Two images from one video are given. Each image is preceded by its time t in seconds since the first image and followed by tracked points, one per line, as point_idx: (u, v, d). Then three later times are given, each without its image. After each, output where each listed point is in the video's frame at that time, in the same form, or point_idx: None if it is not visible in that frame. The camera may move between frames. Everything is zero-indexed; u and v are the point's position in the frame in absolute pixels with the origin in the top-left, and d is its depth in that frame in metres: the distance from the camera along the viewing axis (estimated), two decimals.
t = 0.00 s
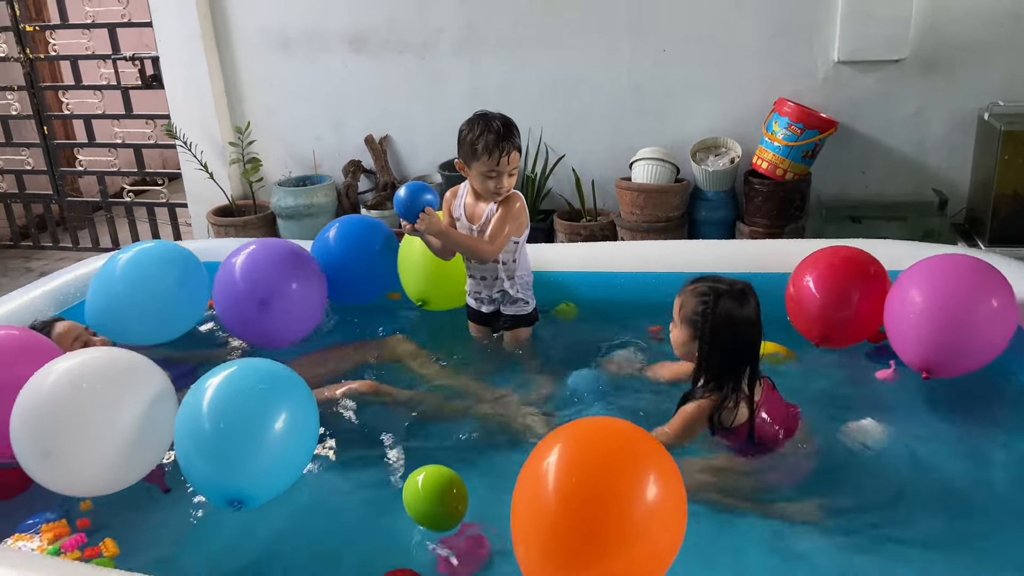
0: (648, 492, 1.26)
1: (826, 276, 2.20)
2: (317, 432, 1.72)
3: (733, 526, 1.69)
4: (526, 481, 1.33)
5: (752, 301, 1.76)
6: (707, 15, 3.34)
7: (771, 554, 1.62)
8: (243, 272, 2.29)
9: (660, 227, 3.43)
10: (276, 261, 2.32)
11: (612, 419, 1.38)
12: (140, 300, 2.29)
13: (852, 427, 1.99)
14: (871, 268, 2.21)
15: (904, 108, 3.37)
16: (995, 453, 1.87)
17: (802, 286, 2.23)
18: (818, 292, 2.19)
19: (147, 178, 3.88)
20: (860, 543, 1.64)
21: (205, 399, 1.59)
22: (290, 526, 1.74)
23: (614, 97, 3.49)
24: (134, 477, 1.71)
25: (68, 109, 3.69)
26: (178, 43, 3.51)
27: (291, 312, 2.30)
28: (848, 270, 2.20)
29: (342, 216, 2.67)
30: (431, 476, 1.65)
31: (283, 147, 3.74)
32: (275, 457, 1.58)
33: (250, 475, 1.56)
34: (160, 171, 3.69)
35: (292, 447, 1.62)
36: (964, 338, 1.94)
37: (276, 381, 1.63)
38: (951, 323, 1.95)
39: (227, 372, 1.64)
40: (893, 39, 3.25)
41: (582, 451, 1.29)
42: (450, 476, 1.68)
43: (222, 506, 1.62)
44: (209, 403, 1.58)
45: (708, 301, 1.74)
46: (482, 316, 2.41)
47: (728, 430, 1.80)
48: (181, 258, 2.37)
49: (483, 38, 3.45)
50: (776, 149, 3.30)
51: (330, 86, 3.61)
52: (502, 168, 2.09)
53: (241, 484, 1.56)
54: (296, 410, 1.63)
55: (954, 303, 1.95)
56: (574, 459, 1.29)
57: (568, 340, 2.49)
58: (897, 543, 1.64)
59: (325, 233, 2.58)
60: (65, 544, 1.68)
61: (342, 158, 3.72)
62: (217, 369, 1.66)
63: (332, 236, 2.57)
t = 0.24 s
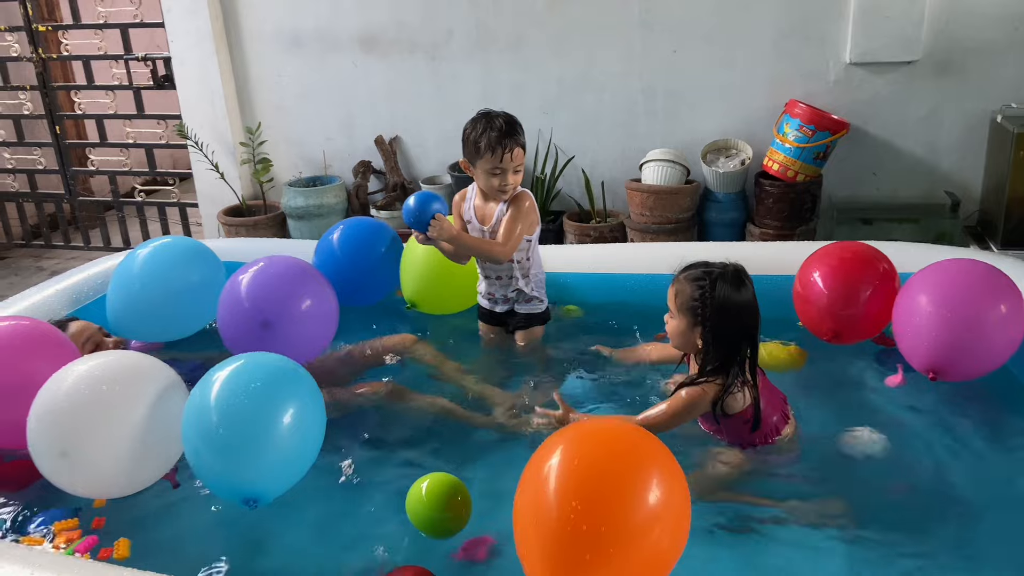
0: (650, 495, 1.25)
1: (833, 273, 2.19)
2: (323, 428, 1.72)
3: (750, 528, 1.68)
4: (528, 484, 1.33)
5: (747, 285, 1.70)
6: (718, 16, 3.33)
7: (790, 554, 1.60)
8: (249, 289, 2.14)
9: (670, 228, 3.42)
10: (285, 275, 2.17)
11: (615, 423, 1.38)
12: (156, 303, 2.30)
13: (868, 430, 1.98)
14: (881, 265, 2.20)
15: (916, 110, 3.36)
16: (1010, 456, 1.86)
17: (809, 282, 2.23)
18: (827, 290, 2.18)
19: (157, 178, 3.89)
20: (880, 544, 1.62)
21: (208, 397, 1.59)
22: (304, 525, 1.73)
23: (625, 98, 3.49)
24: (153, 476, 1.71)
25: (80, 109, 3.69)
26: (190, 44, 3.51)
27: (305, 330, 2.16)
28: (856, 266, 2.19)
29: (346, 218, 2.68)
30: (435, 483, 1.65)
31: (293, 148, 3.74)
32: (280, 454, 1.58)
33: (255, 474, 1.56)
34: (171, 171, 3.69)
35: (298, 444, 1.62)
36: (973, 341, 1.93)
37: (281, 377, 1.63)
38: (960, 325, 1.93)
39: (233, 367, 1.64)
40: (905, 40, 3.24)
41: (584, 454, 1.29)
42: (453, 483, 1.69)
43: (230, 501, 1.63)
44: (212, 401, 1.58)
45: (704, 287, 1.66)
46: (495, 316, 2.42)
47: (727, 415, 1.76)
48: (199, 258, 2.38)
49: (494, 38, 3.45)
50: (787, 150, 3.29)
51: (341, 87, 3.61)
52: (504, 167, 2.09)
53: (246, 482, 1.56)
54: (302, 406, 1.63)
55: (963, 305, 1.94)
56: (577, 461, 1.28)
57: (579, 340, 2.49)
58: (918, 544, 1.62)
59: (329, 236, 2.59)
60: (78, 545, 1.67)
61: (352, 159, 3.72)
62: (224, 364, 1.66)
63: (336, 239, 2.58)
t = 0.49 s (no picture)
0: (657, 499, 1.25)
1: (843, 284, 2.17)
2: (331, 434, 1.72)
3: (766, 529, 1.67)
4: (535, 486, 1.32)
5: (716, 277, 1.71)
6: (730, 18, 3.33)
7: (809, 555, 1.59)
8: (253, 299, 1.99)
9: (681, 230, 3.41)
10: (290, 284, 2.03)
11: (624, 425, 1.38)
12: (170, 298, 2.30)
13: (884, 433, 1.97)
14: (890, 277, 2.18)
15: (929, 112, 3.34)
16: None
17: (819, 293, 2.22)
18: (835, 300, 2.17)
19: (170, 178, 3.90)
20: (898, 547, 1.61)
21: (219, 399, 1.59)
22: (319, 525, 1.73)
23: (636, 99, 3.48)
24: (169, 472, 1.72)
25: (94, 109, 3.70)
26: (203, 45, 3.52)
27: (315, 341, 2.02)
28: (865, 278, 2.17)
29: (353, 223, 2.73)
30: (445, 483, 1.67)
31: (305, 149, 3.75)
32: (287, 458, 1.58)
33: (262, 477, 1.56)
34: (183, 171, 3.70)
35: (306, 450, 1.62)
36: (982, 345, 1.91)
37: (291, 383, 1.63)
38: (966, 329, 1.92)
39: (244, 372, 1.63)
40: (919, 43, 3.22)
41: (592, 456, 1.28)
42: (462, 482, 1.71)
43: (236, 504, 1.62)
44: (222, 404, 1.58)
45: (675, 285, 1.67)
46: (505, 316, 2.44)
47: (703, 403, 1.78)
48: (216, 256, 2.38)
49: (506, 39, 3.45)
50: (799, 152, 3.28)
51: (353, 88, 3.62)
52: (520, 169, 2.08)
53: (253, 485, 1.56)
54: (311, 413, 1.63)
55: (971, 310, 1.93)
56: (583, 464, 1.28)
57: (591, 342, 2.48)
58: (937, 547, 1.60)
59: (335, 240, 2.63)
60: (89, 540, 1.68)
61: (363, 160, 3.73)
62: (235, 368, 1.66)
63: (342, 243, 2.63)
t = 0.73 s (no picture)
0: (660, 489, 1.24)
1: (850, 275, 2.17)
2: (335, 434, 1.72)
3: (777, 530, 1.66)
4: (538, 476, 1.32)
5: (688, 262, 1.74)
6: (739, 20, 3.33)
7: (819, 557, 1.58)
8: (250, 315, 1.94)
9: (689, 232, 3.41)
10: (290, 300, 1.97)
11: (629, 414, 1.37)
12: (175, 293, 2.31)
13: (895, 436, 1.96)
14: (897, 270, 2.17)
15: (939, 115, 3.33)
16: None
17: (825, 283, 2.22)
18: (842, 291, 2.17)
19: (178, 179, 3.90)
20: (910, 548, 1.60)
21: (223, 401, 1.59)
22: (328, 525, 1.73)
23: (644, 101, 3.48)
24: (179, 466, 1.73)
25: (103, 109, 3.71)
26: (212, 46, 3.53)
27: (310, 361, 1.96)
28: (872, 270, 2.17)
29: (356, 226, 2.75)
30: (450, 483, 1.66)
31: (313, 150, 3.75)
32: (290, 461, 1.57)
33: (265, 479, 1.55)
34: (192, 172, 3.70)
35: (309, 452, 1.61)
36: (989, 347, 1.90)
37: (295, 385, 1.62)
38: (970, 332, 1.91)
39: (248, 374, 1.63)
40: (928, 45, 3.21)
41: (595, 446, 1.27)
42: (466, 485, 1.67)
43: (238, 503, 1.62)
44: (225, 406, 1.58)
45: (650, 263, 1.70)
46: (514, 314, 2.43)
47: (667, 379, 1.79)
48: (219, 250, 2.38)
49: (515, 41, 3.45)
50: (808, 154, 3.28)
51: (361, 89, 3.62)
52: (523, 168, 2.10)
53: (256, 487, 1.56)
54: (314, 415, 1.63)
55: (977, 312, 1.91)
56: (586, 453, 1.27)
57: (600, 344, 2.48)
58: (949, 549, 1.59)
59: (336, 244, 2.66)
60: (95, 531, 1.70)
61: (371, 161, 3.73)
62: (240, 369, 1.66)
63: (343, 247, 2.65)
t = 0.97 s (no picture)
0: (673, 504, 1.22)
1: (855, 288, 2.15)
2: (338, 429, 1.70)
3: (790, 536, 1.65)
4: (550, 486, 1.30)
5: (663, 270, 1.76)
6: (750, 22, 3.31)
7: (833, 565, 1.56)
8: (248, 328, 1.90)
9: (699, 234, 3.39)
10: (288, 312, 1.94)
11: (641, 430, 1.36)
12: (177, 300, 2.30)
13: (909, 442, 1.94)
14: (902, 283, 2.15)
15: (951, 118, 3.31)
16: None
17: (830, 295, 2.19)
18: (848, 305, 2.14)
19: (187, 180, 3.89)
20: (925, 555, 1.58)
21: (224, 394, 1.58)
22: (338, 528, 1.72)
23: (654, 103, 3.47)
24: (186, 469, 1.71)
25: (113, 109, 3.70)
26: (222, 47, 3.52)
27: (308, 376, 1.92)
28: (878, 283, 2.14)
29: (360, 221, 2.74)
30: (451, 487, 1.63)
31: (322, 151, 3.74)
32: (293, 456, 1.56)
33: (268, 475, 1.54)
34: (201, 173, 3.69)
35: (312, 447, 1.60)
36: (998, 351, 1.88)
37: (297, 378, 1.61)
38: (978, 339, 1.89)
39: (250, 367, 1.62)
40: (940, 48, 3.19)
41: (609, 459, 1.26)
42: (469, 488, 1.64)
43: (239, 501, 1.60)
44: (226, 399, 1.56)
45: (628, 271, 1.72)
46: (524, 317, 2.43)
47: (651, 384, 1.81)
48: (222, 262, 2.40)
49: (524, 42, 3.44)
50: (819, 157, 3.26)
51: (370, 90, 3.61)
52: (526, 171, 2.13)
53: (259, 483, 1.54)
54: (316, 408, 1.61)
55: (986, 319, 1.89)
56: (600, 466, 1.25)
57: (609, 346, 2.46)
58: (964, 555, 1.58)
59: (341, 238, 2.66)
60: (105, 537, 1.69)
61: (379, 162, 3.72)
62: (242, 363, 1.64)
63: (348, 243, 2.65)
